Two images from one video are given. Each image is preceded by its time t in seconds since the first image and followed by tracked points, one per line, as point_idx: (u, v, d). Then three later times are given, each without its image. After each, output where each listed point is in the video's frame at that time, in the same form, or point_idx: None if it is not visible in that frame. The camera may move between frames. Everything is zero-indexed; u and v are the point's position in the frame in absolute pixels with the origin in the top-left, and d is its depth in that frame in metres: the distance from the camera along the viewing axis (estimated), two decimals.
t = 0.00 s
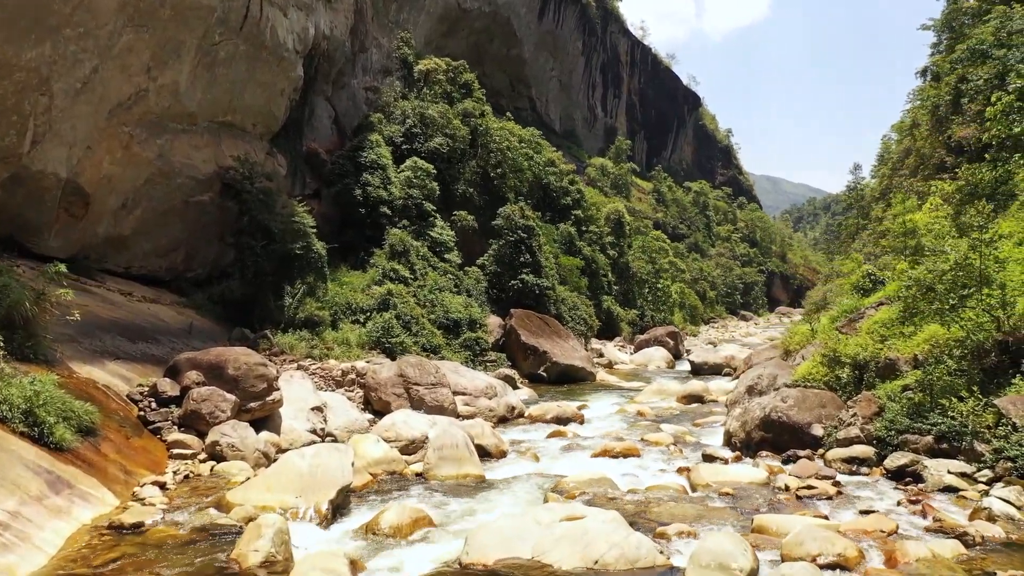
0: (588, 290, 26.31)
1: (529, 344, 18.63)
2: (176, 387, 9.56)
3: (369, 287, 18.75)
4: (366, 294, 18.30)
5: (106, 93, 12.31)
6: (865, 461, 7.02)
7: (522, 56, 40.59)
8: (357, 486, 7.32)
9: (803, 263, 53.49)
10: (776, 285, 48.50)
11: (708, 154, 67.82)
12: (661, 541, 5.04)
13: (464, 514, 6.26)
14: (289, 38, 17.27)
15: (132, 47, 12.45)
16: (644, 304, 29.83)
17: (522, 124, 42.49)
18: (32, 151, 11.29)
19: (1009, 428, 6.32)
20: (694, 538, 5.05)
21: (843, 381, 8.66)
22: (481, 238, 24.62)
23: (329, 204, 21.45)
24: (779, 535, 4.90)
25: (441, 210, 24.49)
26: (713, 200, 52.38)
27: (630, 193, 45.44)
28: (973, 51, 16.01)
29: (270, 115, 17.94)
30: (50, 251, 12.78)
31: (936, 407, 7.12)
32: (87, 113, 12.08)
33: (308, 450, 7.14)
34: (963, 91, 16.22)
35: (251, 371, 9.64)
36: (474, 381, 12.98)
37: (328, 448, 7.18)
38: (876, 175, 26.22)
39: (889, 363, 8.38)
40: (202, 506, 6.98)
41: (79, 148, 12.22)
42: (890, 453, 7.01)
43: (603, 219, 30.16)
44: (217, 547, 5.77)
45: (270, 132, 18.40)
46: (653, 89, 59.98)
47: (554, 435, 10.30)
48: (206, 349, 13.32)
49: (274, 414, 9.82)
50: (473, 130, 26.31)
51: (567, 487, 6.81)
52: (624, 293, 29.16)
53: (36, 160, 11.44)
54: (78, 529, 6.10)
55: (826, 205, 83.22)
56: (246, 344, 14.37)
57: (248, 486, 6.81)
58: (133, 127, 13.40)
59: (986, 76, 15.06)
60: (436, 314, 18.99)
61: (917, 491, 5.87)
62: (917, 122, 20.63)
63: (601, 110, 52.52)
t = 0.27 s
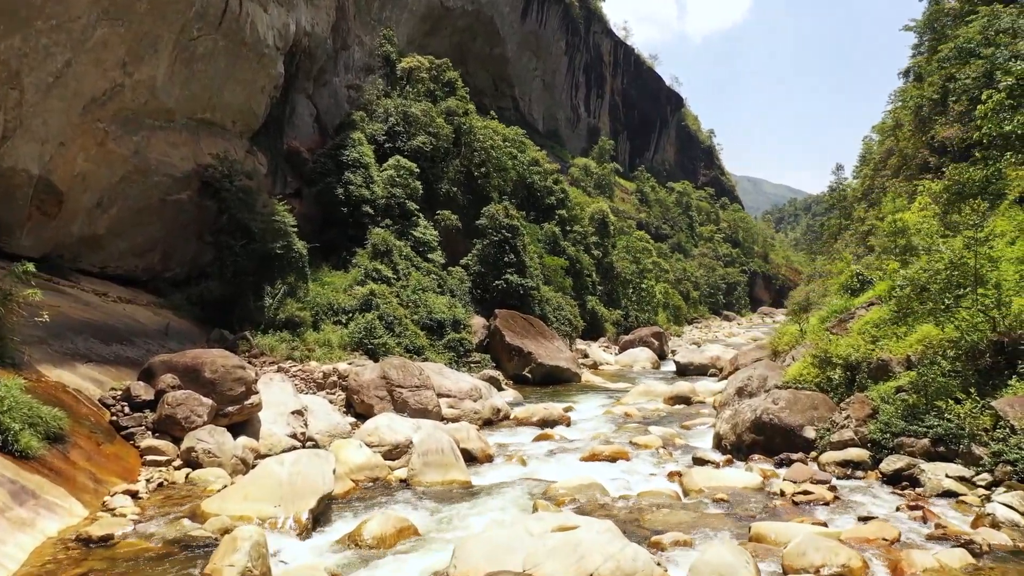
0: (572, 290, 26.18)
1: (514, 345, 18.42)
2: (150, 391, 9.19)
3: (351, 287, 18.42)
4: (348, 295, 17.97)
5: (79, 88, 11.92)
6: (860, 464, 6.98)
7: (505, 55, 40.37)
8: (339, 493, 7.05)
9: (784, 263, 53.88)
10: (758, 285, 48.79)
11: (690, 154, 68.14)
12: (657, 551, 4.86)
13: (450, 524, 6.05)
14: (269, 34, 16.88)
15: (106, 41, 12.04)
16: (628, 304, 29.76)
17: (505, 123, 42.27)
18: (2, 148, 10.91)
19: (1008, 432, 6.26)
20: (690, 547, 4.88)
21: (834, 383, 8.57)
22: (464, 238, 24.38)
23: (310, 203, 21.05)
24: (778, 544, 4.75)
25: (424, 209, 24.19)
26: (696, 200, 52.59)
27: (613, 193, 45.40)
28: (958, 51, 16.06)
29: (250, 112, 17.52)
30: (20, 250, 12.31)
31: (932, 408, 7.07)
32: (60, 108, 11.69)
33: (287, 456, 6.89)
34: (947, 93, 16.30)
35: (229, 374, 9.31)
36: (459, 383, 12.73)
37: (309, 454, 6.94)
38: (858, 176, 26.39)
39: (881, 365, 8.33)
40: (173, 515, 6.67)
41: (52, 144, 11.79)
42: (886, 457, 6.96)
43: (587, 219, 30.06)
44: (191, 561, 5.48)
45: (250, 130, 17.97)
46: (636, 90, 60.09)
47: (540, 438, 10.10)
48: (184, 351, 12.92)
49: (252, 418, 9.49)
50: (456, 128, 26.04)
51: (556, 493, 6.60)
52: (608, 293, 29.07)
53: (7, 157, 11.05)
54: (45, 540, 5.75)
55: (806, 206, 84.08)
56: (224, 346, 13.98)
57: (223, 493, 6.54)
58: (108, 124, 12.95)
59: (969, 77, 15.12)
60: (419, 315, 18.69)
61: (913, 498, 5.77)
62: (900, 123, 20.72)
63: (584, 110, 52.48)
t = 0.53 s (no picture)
0: (560, 291, 26.02)
1: (502, 346, 18.21)
2: (127, 395, 8.85)
3: (337, 287, 18.10)
4: (333, 295, 17.66)
5: (56, 83, 11.51)
6: (860, 468, 6.84)
7: (491, 54, 40.14)
8: (323, 501, 6.80)
9: (769, 263, 54.13)
10: (744, 285, 48.98)
11: (676, 155, 68.34)
12: (657, 563, 4.66)
13: (440, 534, 5.81)
14: (252, 30, 16.51)
15: (83, 34, 11.66)
16: (616, 305, 29.67)
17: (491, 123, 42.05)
18: None
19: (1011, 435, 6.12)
20: (690, 558, 4.69)
21: (831, 384, 8.51)
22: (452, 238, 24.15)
23: (294, 202, 20.69)
24: (782, 555, 4.56)
25: (410, 209, 23.89)
26: (682, 200, 52.69)
27: (600, 194, 45.28)
28: (945, 51, 16.06)
29: (232, 109, 17.14)
30: None
31: (931, 411, 6.99)
32: (35, 103, 11.27)
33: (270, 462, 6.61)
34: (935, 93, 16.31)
35: (209, 377, 8.99)
36: (447, 385, 12.47)
37: (292, 460, 6.66)
38: (844, 176, 26.47)
39: (879, 366, 8.27)
40: (149, 527, 6.36)
41: (27, 141, 11.37)
42: (886, 462, 6.85)
43: (575, 219, 29.92)
44: None
45: (232, 127, 17.59)
46: (622, 90, 60.12)
47: (530, 441, 9.89)
48: (164, 353, 12.55)
49: (234, 423, 9.19)
50: (443, 127, 25.78)
51: (550, 501, 6.39)
52: (596, 294, 28.94)
53: None
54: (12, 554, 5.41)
55: (791, 206, 84.74)
56: (206, 348, 13.62)
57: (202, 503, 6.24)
58: (86, 120, 12.55)
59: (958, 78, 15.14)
60: (406, 315, 18.40)
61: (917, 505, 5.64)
62: (887, 123, 20.76)
63: (571, 111, 52.38)
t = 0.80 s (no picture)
0: (555, 291, 25.82)
1: (497, 347, 17.99)
2: (111, 400, 8.56)
3: (329, 288, 17.83)
4: (325, 296, 17.39)
5: (41, 79, 11.21)
6: (868, 474, 6.77)
7: (484, 54, 39.91)
8: (315, 510, 6.58)
9: (763, 264, 54.09)
10: (738, 286, 48.93)
11: (669, 155, 68.31)
12: None
13: (438, 545, 5.61)
14: (243, 27, 16.22)
15: (69, 29, 11.37)
16: (611, 305, 29.50)
17: (485, 123, 41.84)
18: None
19: None
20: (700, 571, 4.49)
21: (835, 387, 8.35)
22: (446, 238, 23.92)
23: (286, 202, 20.42)
24: (796, 568, 4.36)
25: (404, 208, 23.62)
26: (676, 201, 52.61)
27: (593, 194, 45.08)
28: (944, 50, 15.93)
29: (223, 107, 16.84)
30: None
31: (942, 414, 6.87)
32: (20, 99, 10.98)
33: (259, 470, 6.38)
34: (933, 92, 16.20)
35: (196, 382, 8.72)
36: (442, 388, 12.24)
37: (282, 468, 6.45)
38: (839, 176, 26.39)
39: (885, 368, 8.14)
40: (132, 539, 6.10)
41: (12, 138, 11.04)
42: (895, 468, 6.73)
43: (569, 219, 29.72)
44: None
45: (223, 126, 17.30)
46: (616, 90, 60.01)
47: (527, 445, 9.70)
48: (152, 355, 12.26)
49: (223, 428, 8.93)
50: (437, 126, 25.55)
51: (550, 509, 6.18)
52: (590, 294, 28.75)
53: None
54: None
55: (784, 207, 84.89)
56: (196, 349, 13.33)
57: (187, 513, 6.00)
58: (72, 117, 12.25)
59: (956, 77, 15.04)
60: (399, 316, 18.12)
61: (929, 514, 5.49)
62: (883, 123, 20.66)
63: (564, 111, 52.21)
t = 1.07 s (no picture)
0: (555, 292, 25.60)
1: (498, 348, 17.78)
2: (101, 404, 8.32)
3: (328, 288, 17.60)
4: (324, 296, 17.17)
5: (33, 74, 10.98)
6: (885, 481, 6.55)
7: (484, 53, 39.69)
8: (312, 519, 6.35)
9: (763, 264, 53.87)
10: (739, 286, 48.71)
11: (669, 155, 68.12)
12: None
13: (441, 558, 5.39)
14: (240, 23, 15.99)
15: (62, 23, 11.13)
16: (611, 306, 29.28)
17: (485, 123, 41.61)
18: None
19: None
20: None
21: (847, 390, 8.13)
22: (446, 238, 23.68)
23: (285, 201, 20.19)
24: None
25: (403, 208, 23.40)
26: (676, 201, 52.39)
27: (593, 194, 44.86)
28: (950, 47, 15.71)
29: (220, 105, 16.61)
30: None
31: (962, 420, 6.68)
32: (12, 95, 10.75)
33: (254, 476, 6.14)
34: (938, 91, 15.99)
35: (190, 385, 8.49)
36: (442, 390, 12.00)
37: (277, 475, 6.22)
38: (841, 176, 26.19)
39: (899, 372, 7.94)
40: (120, 550, 5.87)
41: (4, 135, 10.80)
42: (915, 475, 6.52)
43: (569, 218, 29.49)
44: None
45: (220, 124, 17.07)
46: (616, 90, 59.80)
47: (530, 449, 9.48)
48: (147, 357, 12.03)
49: (217, 432, 8.71)
50: (436, 125, 25.34)
51: (556, 519, 5.94)
52: (590, 294, 28.52)
53: None
54: None
55: (784, 207, 84.75)
56: (191, 350, 13.11)
57: (177, 522, 5.77)
58: (66, 114, 12.01)
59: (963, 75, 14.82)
60: (398, 317, 17.90)
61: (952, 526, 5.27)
62: (886, 123, 20.45)
63: (564, 111, 52.00)
